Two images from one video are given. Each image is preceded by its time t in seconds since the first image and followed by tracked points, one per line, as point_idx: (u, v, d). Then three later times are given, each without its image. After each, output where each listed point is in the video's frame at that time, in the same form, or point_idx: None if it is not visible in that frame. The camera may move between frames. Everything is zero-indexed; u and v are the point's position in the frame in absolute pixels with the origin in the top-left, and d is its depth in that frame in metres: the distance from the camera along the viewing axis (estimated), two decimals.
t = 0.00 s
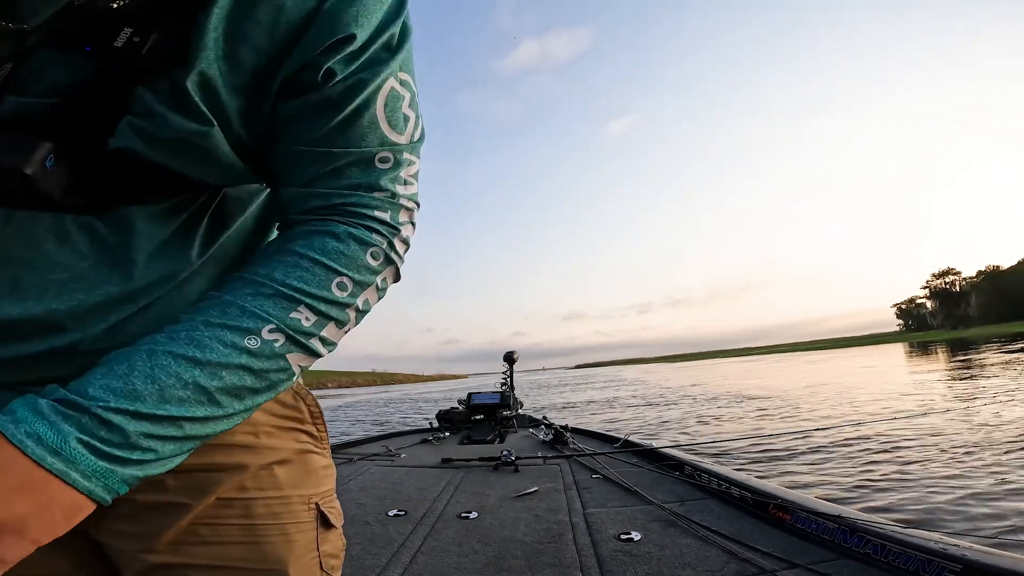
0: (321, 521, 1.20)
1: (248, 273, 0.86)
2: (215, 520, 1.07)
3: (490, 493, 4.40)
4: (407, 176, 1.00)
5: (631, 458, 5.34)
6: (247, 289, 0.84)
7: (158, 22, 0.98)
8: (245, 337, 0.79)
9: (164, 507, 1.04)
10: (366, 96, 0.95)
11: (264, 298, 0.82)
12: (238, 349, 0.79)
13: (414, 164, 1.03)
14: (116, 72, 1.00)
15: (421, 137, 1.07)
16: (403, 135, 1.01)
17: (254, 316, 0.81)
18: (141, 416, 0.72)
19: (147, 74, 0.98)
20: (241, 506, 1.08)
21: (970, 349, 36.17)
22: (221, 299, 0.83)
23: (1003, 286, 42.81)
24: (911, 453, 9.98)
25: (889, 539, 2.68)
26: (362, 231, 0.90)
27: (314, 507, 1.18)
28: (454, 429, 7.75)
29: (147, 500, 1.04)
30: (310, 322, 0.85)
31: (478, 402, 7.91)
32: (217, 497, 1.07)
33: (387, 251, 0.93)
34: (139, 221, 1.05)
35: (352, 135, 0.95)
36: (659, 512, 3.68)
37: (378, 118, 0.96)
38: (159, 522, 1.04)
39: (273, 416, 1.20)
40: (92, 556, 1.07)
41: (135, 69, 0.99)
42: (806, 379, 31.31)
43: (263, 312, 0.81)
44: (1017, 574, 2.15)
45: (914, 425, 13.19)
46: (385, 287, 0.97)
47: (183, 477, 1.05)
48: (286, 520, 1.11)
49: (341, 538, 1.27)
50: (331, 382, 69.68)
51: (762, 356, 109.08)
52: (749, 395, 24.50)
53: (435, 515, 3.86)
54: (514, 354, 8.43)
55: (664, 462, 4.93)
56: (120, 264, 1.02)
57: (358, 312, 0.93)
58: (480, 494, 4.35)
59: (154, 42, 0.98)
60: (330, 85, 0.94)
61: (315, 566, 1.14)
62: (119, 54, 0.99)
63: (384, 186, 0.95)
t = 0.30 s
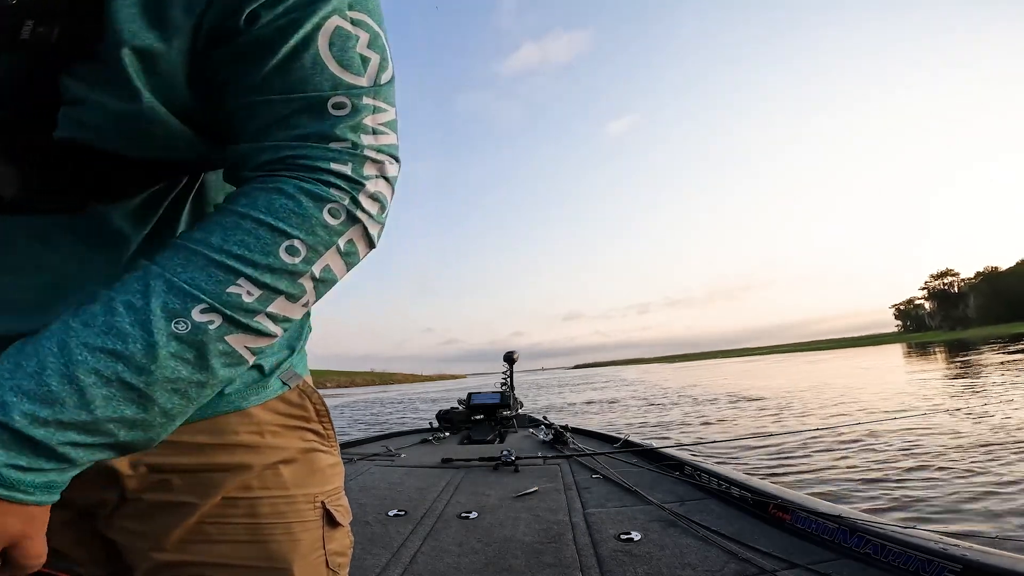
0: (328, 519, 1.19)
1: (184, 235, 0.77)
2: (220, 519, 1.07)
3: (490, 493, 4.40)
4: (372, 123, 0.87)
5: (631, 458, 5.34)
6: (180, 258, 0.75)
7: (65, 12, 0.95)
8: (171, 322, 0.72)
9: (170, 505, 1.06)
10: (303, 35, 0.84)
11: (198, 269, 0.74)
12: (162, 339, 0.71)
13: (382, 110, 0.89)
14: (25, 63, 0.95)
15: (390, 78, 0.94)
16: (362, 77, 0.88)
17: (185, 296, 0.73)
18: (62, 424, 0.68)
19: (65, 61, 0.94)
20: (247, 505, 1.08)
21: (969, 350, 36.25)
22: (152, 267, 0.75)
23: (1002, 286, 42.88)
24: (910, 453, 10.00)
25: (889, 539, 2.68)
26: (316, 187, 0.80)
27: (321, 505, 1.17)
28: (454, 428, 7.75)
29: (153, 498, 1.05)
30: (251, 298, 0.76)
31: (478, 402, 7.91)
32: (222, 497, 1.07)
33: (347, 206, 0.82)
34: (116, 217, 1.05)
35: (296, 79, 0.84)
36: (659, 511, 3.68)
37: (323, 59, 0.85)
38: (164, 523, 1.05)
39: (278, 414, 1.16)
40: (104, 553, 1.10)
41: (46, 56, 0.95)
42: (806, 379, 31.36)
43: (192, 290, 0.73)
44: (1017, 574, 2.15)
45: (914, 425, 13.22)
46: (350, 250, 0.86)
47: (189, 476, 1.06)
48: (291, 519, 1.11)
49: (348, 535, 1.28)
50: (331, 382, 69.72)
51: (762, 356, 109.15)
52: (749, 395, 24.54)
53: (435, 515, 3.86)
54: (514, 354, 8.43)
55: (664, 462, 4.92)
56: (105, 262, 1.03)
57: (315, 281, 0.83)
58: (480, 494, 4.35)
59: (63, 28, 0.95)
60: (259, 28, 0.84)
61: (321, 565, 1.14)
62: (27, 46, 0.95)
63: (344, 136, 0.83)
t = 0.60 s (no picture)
0: (325, 518, 1.18)
1: (85, 284, 0.73)
2: (218, 518, 1.07)
3: (490, 493, 4.40)
4: (288, 85, 0.80)
5: (631, 459, 5.34)
6: (87, 314, 0.71)
7: None
8: (101, 390, 0.70)
9: (167, 505, 1.05)
10: None
11: (112, 321, 0.70)
12: (105, 406, 0.70)
13: (300, 69, 0.81)
14: None
15: (309, 29, 0.83)
16: (268, 31, 0.79)
17: (104, 358, 0.70)
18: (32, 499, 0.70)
19: None
20: (243, 505, 1.08)
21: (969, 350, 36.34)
22: (62, 332, 0.72)
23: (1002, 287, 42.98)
24: (910, 453, 10.03)
25: (889, 539, 2.68)
26: (233, 183, 0.74)
27: (317, 504, 1.17)
28: (455, 428, 7.75)
29: (150, 499, 1.05)
30: (185, 336, 0.73)
31: (478, 402, 7.91)
32: (217, 496, 1.07)
33: (265, 191, 0.76)
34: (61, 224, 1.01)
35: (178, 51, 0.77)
36: (659, 512, 3.68)
37: (207, 20, 0.76)
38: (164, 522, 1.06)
39: (273, 413, 1.15)
40: (111, 551, 1.12)
41: None
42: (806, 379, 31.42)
43: (112, 351, 0.70)
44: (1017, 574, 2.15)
45: (914, 425, 13.25)
46: (283, 242, 0.80)
47: (183, 476, 1.05)
48: (288, 517, 1.10)
49: (348, 531, 1.28)
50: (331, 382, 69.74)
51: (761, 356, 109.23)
52: (749, 395, 24.58)
53: (435, 515, 3.86)
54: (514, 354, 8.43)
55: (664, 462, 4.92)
56: (57, 271, 1.02)
57: (252, 288, 0.78)
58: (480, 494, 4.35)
59: None
60: None
61: (318, 563, 1.14)
62: None
63: (251, 103, 0.77)
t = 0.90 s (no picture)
0: (311, 518, 1.19)
1: (40, 276, 0.77)
2: (198, 519, 1.07)
3: (490, 493, 4.40)
4: (240, 77, 0.84)
5: (631, 458, 5.35)
6: (40, 302, 0.75)
7: None
8: (52, 375, 0.73)
9: (147, 505, 1.05)
10: None
11: (61, 309, 0.74)
12: (55, 392, 0.73)
13: (252, 60, 0.86)
14: None
15: (260, 20, 0.87)
16: (215, 23, 0.83)
17: (54, 344, 0.73)
18: None
19: None
20: (224, 506, 1.08)
21: (970, 351, 36.34)
22: (17, 319, 0.75)
23: (1003, 288, 43.00)
24: (913, 453, 10.02)
25: (889, 539, 2.68)
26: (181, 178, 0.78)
27: (302, 505, 1.18)
28: (454, 428, 7.75)
29: (131, 498, 1.05)
30: (133, 325, 0.75)
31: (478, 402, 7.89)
32: (197, 497, 1.07)
33: (213, 183, 0.79)
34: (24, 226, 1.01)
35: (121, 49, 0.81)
36: (659, 512, 3.68)
37: (149, 15, 0.80)
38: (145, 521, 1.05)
39: (256, 413, 1.15)
40: (99, 551, 1.13)
41: None
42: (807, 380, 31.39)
43: (61, 338, 0.73)
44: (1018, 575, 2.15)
45: (916, 425, 13.24)
46: (239, 231, 0.83)
47: (163, 476, 1.05)
48: (271, 519, 1.11)
49: (336, 534, 1.28)
50: (330, 382, 69.66)
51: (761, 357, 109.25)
52: (751, 395, 24.55)
53: (436, 515, 3.86)
54: (514, 354, 8.39)
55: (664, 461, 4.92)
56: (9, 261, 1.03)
57: (209, 279, 0.81)
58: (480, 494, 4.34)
59: None
60: None
61: (305, 565, 1.15)
62: None
63: (200, 96, 0.81)
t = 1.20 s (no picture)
0: (304, 518, 1.20)
1: (27, 258, 0.77)
2: (190, 519, 1.06)
3: (490, 493, 4.40)
4: (234, 78, 0.84)
5: (631, 458, 5.35)
6: (27, 283, 0.75)
7: None
8: (31, 353, 0.73)
9: (138, 505, 1.04)
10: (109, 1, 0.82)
11: (47, 290, 0.74)
12: (31, 369, 0.73)
13: (246, 62, 0.86)
14: None
15: (253, 23, 0.87)
16: (209, 27, 0.83)
17: (36, 323, 0.73)
18: None
19: None
20: (215, 505, 1.08)
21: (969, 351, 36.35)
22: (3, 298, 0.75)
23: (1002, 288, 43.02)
24: (914, 453, 10.01)
25: (889, 539, 2.68)
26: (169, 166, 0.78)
27: (294, 504, 1.18)
28: (454, 428, 7.75)
29: (121, 498, 1.04)
30: (115, 308, 0.75)
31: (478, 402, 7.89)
32: (187, 496, 1.06)
33: (206, 177, 0.79)
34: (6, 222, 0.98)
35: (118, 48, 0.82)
36: (659, 512, 3.68)
37: (146, 19, 0.81)
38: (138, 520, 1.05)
39: (246, 413, 1.16)
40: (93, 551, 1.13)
41: None
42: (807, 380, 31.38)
43: (44, 317, 0.73)
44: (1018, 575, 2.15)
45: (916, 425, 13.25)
46: (223, 225, 0.83)
47: (154, 476, 1.05)
48: (262, 519, 1.11)
49: (329, 533, 1.29)
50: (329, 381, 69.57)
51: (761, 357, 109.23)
52: (751, 395, 24.53)
53: (436, 515, 3.86)
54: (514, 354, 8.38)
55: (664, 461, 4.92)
56: None
57: (192, 268, 0.81)
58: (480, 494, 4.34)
59: None
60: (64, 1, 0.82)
61: (298, 565, 1.16)
62: None
63: (196, 95, 0.82)
